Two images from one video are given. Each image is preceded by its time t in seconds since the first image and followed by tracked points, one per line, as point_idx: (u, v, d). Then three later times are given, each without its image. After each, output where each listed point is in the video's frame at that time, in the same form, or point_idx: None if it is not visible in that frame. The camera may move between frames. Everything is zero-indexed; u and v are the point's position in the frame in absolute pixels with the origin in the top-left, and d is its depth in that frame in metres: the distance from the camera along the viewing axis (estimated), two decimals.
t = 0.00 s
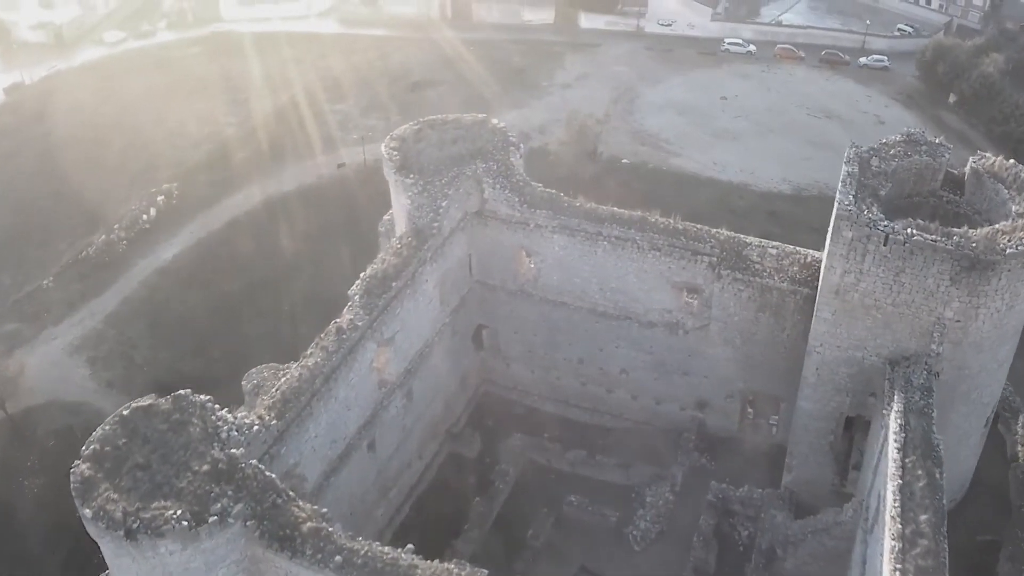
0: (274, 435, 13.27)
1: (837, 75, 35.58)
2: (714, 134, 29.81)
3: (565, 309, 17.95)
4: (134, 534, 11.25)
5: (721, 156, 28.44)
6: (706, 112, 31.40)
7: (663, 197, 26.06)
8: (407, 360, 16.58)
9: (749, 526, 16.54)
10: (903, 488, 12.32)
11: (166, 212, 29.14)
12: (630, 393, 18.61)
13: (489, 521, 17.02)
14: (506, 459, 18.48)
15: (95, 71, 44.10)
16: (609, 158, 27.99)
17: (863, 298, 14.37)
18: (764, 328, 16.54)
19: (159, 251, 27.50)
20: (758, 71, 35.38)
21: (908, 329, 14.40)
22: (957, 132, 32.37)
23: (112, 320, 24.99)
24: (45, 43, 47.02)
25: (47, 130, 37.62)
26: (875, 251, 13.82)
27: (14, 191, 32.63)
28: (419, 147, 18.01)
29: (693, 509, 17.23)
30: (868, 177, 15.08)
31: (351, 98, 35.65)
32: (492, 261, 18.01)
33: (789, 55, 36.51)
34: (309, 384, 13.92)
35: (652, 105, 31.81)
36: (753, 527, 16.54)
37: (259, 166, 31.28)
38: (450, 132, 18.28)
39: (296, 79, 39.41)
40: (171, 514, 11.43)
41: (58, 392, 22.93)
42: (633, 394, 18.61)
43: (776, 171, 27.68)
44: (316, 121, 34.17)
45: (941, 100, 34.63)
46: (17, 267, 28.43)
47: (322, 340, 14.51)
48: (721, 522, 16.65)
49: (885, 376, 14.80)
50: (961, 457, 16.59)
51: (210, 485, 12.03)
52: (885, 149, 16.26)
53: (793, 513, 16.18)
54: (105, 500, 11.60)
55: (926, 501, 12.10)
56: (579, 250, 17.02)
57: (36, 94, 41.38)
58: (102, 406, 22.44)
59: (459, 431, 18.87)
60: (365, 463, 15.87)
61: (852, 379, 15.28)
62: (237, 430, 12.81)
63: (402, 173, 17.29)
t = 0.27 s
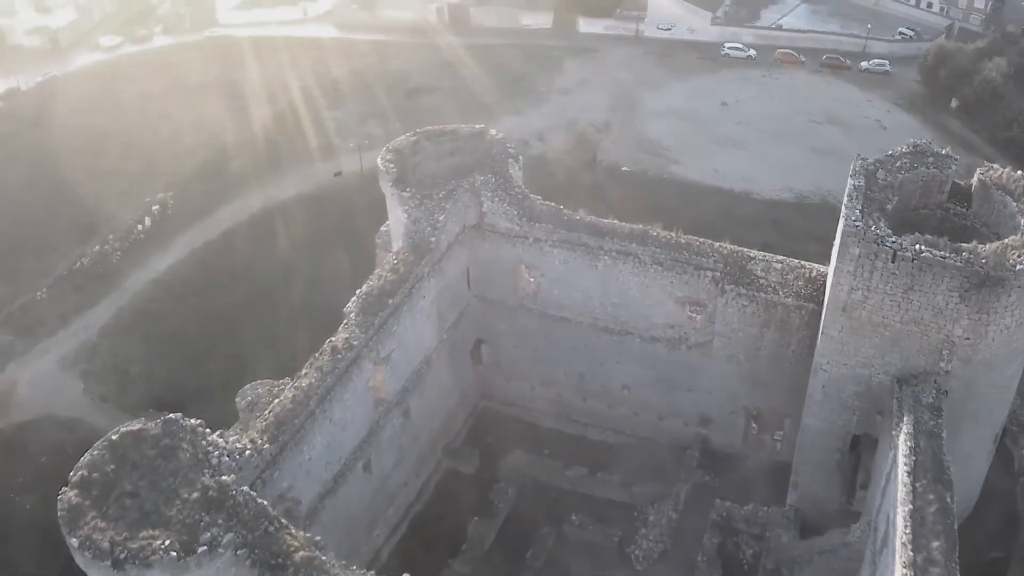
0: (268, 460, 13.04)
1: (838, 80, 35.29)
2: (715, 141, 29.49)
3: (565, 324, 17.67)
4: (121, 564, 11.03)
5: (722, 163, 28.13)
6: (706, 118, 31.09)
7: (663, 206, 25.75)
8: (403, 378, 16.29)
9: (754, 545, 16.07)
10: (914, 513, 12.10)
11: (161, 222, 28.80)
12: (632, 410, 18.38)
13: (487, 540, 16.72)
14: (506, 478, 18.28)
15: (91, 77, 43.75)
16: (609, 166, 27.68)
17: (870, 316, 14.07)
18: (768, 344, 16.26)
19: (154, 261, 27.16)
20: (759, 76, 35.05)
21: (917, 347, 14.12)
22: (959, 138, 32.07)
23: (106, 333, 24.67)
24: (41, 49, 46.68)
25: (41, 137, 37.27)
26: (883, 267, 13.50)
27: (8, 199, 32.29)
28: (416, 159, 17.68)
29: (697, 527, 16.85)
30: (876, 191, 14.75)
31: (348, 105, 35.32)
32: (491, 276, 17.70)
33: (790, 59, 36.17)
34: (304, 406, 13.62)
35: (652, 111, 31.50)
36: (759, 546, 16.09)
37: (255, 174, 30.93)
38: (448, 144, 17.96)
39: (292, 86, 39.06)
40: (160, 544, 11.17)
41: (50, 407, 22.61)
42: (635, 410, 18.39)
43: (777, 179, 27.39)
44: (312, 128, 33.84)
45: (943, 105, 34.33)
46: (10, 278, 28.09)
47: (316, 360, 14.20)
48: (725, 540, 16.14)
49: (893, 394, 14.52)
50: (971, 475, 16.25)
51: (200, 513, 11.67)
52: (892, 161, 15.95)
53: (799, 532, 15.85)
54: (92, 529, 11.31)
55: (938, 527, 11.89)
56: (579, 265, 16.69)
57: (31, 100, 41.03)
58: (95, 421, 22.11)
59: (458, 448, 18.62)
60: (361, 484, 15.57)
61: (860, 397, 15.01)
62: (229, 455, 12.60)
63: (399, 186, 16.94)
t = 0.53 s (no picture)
0: (259, 480, 12.71)
1: (839, 84, 35.02)
2: (715, 146, 29.22)
3: (565, 337, 17.43)
4: None
5: (723, 169, 27.85)
6: (706, 123, 30.80)
7: (663, 214, 25.50)
8: (401, 394, 16.04)
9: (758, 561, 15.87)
10: (924, 535, 11.85)
11: (157, 230, 28.51)
12: (633, 424, 18.22)
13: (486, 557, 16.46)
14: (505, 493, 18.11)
15: (87, 82, 43.45)
16: (609, 172, 27.41)
17: (877, 331, 13.83)
18: (771, 358, 16.03)
19: (149, 270, 26.87)
20: (759, 80, 34.79)
21: (924, 362, 13.89)
22: (961, 142, 31.79)
23: (101, 344, 24.39)
24: (37, 53, 46.36)
25: (37, 143, 36.96)
26: (889, 282, 13.26)
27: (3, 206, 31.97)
28: (413, 170, 17.41)
29: (700, 542, 16.63)
30: (881, 202, 14.49)
31: (345, 110, 35.05)
32: (490, 288, 17.44)
33: (790, 63, 35.93)
34: (298, 425, 13.36)
35: (652, 116, 31.23)
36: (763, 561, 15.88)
37: (252, 181, 30.68)
38: (444, 154, 17.64)
39: (289, 90, 38.75)
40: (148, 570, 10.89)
41: (44, 419, 22.33)
42: (636, 424, 18.22)
43: (778, 186, 27.12)
44: (309, 134, 33.51)
45: (944, 108, 34.04)
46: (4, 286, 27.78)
47: (312, 378, 13.93)
48: (729, 556, 15.81)
49: (900, 411, 14.29)
50: (979, 490, 15.96)
51: (191, 538, 11.42)
52: (897, 171, 15.68)
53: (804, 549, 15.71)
54: (81, 554, 11.02)
55: (948, 549, 11.64)
56: (579, 277, 16.43)
57: (27, 105, 40.73)
58: (89, 433, 21.83)
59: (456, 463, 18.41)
60: (357, 501, 15.32)
61: (866, 413, 14.78)
62: (221, 478, 12.30)
63: (395, 198, 16.63)
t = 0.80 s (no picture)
0: (251, 504, 12.47)
1: (840, 87, 34.76)
2: (716, 152, 28.94)
3: (566, 352, 17.25)
4: None
5: (724, 176, 27.57)
6: (707, 129, 30.52)
7: (664, 222, 25.22)
8: (397, 411, 15.78)
9: None
10: (933, 558, 11.61)
11: (153, 238, 28.22)
12: (635, 437, 18.05)
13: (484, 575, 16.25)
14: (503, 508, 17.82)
15: (83, 87, 43.13)
16: (609, 179, 27.12)
17: (884, 348, 13.60)
18: (775, 373, 15.78)
19: (145, 279, 26.58)
20: (760, 84, 34.52)
21: (932, 380, 13.66)
22: (964, 146, 31.52)
23: (96, 356, 24.12)
24: (33, 57, 46.01)
25: (32, 149, 36.64)
26: (896, 299, 13.01)
27: None
28: (411, 181, 17.07)
29: (703, 558, 16.42)
30: (887, 215, 14.22)
31: (344, 115, 34.71)
32: (488, 302, 17.20)
33: (790, 67, 35.68)
34: (291, 446, 13.10)
35: (652, 122, 30.95)
36: None
37: (249, 188, 30.38)
38: (441, 164, 17.35)
39: (287, 95, 38.43)
40: None
41: (37, 432, 22.05)
42: (638, 438, 18.06)
43: (780, 193, 26.86)
44: (306, 141, 33.06)
45: (946, 113, 33.78)
46: None
47: (306, 398, 13.67)
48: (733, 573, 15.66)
49: (907, 428, 14.05)
50: (987, 506, 15.66)
51: (180, 564, 11.08)
52: (903, 182, 15.40)
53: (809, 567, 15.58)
54: None
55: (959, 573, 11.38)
56: (579, 291, 16.16)
57: (22, 111, 40.42)
58: (83, 447, 21.55)
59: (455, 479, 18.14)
60: (353, 521, 15.05)
61: (873, 430, 14.54)
62: (212, 502, 12.11)
63: (391, 211, 16.32)
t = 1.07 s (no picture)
0: (239, 536, 12.00)
1: (841, 92, 34.40)
2: (717, 159, 28.55)
3: (566, 371, 16.92)
4: None
5: (725, 185, 27.17)
6: (707, 136, 30.11)
7: (665, 232, 24.86)
8: (393, 433, 15.41)
9: None
10: None
11: (146, 249, 27.78)
12: (636, 456, 17.72)
13: None
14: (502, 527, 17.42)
15: (77, 93, 42.65)
16: (608, 188, 26.72)
17: (893, 370, 13.28)
18: (781, 393, 15.47)
19: (137, 292, 26.16)
20: (761, 89, 34.13)
21: (942, 402, 13.36)
22: (967, 152, 31.18)
23: (88, 371, 23.71)
24: (27, 63, 45.51)
25: (25, 156, 36.19)
26: (907, 320, 12.67)
27: None
28: (406, 195, 16.57)
29: None
30: (895, 232, 13.88)
31: (341, 123, 33.59)
32: (486, 319, 16.85)
33: (791, 71, 35.31)
34: (283, 473, 12.68)
35: (652, 128, 30.55)
36: None
37: (242, 197, 29.78)
38: (437, 178, 16.77)
39: (283, 102, 37.92)
40: None
41: (27, 450, 21.63)
42: (640, 457, 17.74)
43: (782, 202, 26.48)
44: (301, 152, 32.00)
45: (949, 118, 33.44)
46: None
47: (300, 423, 13.29)
48: None
49: (917, 452, 13.76)
50: (997, 527, 15.32)
51: None
52: (911, 198, 15.02)
53: None
54: None
55: None
56: (580, 308, 15.80)
57: (16, 118, 39.96)
58: (73, 465, 21.15)
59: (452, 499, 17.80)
60: (348, 547, 14.68)
61: (882, 453, 14.24)
62: (200, 534, 11.64)
63: (386, 227, 15.91)
